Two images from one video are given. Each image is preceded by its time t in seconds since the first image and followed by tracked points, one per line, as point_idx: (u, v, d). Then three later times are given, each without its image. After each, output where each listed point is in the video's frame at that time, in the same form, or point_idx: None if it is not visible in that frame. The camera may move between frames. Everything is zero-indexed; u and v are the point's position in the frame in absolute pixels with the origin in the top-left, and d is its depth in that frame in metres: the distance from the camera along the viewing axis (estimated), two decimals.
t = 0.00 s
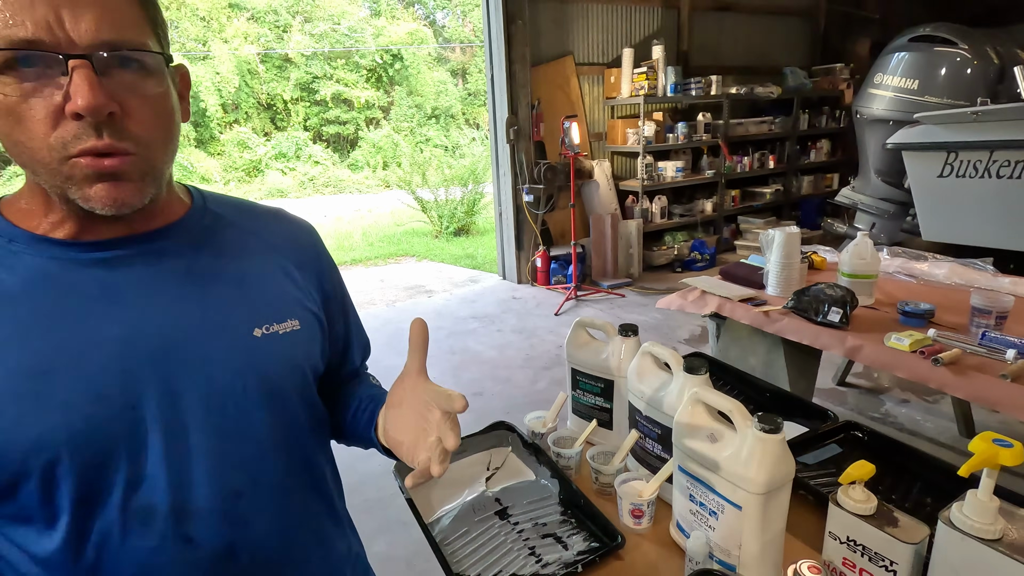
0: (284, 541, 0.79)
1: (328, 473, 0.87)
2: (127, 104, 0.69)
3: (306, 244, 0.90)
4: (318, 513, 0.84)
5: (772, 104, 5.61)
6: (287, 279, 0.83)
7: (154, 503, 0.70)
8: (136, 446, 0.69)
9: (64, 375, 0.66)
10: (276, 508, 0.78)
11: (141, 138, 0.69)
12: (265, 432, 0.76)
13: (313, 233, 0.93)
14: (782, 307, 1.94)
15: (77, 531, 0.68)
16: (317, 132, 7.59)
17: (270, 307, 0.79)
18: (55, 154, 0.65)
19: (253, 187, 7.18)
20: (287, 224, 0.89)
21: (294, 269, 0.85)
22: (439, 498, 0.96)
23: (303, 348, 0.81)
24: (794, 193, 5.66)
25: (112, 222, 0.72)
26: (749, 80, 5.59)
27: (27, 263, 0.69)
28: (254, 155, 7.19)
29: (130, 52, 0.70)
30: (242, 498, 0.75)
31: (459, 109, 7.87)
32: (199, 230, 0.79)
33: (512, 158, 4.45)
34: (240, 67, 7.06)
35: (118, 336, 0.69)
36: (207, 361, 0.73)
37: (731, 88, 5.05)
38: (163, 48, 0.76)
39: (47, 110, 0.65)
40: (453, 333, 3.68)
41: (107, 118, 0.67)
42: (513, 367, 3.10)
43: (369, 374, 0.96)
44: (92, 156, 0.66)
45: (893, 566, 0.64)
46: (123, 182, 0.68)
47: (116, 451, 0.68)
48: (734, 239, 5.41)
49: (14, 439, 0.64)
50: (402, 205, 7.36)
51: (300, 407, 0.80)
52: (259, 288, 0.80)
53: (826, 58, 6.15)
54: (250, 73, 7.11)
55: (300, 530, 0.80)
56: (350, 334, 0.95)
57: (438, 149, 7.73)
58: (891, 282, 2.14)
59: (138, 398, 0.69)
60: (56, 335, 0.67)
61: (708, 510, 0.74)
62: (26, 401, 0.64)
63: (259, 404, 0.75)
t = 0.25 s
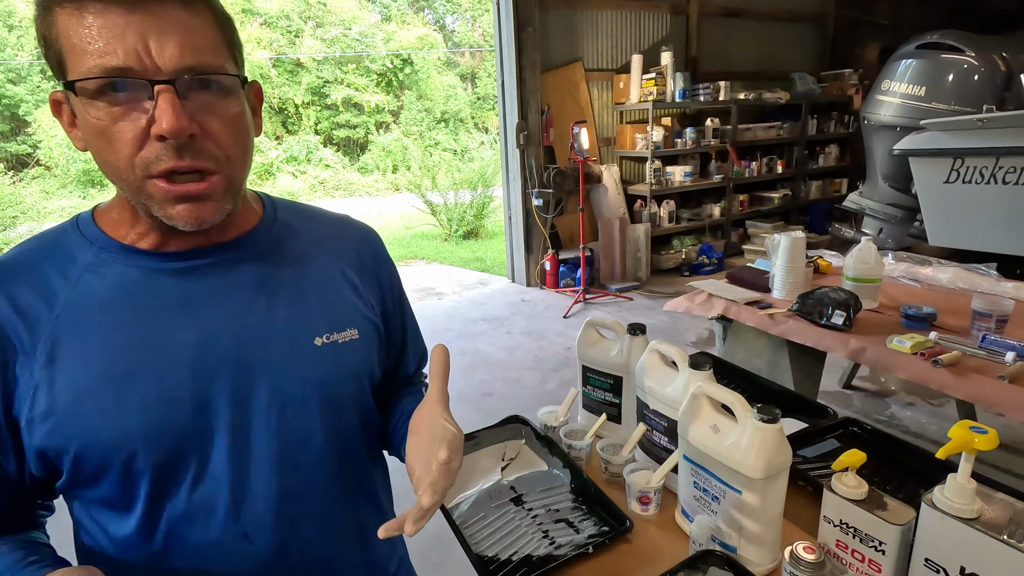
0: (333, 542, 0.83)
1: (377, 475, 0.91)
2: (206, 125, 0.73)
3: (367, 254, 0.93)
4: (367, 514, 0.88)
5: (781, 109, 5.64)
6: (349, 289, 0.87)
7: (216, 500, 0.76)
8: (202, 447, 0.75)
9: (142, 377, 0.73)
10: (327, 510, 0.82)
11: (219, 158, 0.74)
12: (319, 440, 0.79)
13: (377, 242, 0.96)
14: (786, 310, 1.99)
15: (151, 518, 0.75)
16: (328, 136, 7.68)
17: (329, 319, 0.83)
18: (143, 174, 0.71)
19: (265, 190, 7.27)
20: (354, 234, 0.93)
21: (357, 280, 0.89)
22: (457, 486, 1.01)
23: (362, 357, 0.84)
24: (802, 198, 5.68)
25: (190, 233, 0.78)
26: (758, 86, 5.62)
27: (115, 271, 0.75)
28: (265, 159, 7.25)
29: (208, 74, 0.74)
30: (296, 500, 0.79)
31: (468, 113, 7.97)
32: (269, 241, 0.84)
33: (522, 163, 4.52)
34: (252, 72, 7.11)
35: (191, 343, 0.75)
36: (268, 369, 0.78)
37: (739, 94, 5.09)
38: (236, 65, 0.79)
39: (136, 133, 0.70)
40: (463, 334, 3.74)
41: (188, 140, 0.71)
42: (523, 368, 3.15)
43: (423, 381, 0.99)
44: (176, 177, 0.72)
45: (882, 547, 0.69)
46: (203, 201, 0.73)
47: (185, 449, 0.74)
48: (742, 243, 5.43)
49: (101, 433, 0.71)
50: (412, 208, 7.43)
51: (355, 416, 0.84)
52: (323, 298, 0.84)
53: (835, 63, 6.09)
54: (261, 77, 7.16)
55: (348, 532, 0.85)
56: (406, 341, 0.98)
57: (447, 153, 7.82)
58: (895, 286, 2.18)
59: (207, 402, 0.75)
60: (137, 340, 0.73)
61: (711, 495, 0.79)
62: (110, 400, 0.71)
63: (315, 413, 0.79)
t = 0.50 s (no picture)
0: (385, 550, 0.79)
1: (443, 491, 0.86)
2: (313, 131, 0.77)
3: (457, 262, 0.90)
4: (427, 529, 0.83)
5: (788, 113, 5.68)
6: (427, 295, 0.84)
7: (279, 485, 0.76)
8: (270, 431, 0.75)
9: (228, 356, 0.75)
10: (382, 516, 0.79)
11: (319, 163, 0.78)
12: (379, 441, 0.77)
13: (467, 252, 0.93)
14: (792, 310, 2.03)
15: (217, 495, 0.76)
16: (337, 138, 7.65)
17: (405, 319, 0.81)
18: (254, 170, 0.76)
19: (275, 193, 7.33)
20: (444, 243, 0.90)
21: (437, 285, 0.85)
22: (473, 474, 1.07)
23: (433, 364, 0.80)
24: (810, 202, 5.71)
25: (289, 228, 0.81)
26: (765, 91, 5.65)
27: (219, 257, 0.79)
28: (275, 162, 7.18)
29: (323, 84, 0.78)
30: (353, 498, 0.77)
31: (476, 116, 8.03)
32: (360, 241, 0.84)
33: (531, 166, 4.58)
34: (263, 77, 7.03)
35: (273, 327, 0.77)
36: (341, 362, 0.77)
37: (746, 98, 5.12)
38: (349, 78, 0.84)
39: (253, 133, 0.76)
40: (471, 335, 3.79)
41: (296, 144, 0.76)
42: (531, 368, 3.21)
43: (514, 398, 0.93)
44: (280, 176, 0.76)
45: (876, 528, 0.73)
46: (302, 198, 0.77)
47: (255, 432, 0.75)
48: (749, 246, 5.46)
49: (185, 404, 0.73)
50: (421, 211, 7.52)
51: (422, 422, 0.80)
52: (400, 300, 0.82)
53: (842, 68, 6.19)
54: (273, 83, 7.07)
55: (401, 544, 0.80)
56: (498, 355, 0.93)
57: (456, 155, 7.88)
58: (900, 288, 2.21)
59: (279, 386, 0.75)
60: (226, 320, 0.76)
61: (715, 480, 0.84)
62: (197, 374, 0.74)
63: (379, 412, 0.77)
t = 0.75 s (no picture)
0: (438, 534, 0.81)
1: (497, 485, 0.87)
2: (401, 132, 0.80)
3: (531, 263, 0.91)
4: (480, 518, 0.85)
5: (795, 116, 5.70)
6: (498, 292, 0.86)
7: (350, 459, 0.79)
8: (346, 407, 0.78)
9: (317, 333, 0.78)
10: (440, 500, 0.81)
11: (406, 161, 0.81)
12: (444, 428, 0.78)
13: (542, 255, 0.93)
14: (794, 309, 2.06)
15: (292, 467, 0.80)
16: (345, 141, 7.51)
17: (477, 312, 0.83)
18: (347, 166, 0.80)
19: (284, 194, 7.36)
20: (522, 243, 0.92)
21: (509, 282, 0.87)
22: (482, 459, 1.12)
23: (500, 358, 0.82)
24: (816, 204, 5.73)
25: (377, 221, 0.84)
26: (772, 94, 5.67)
27: (314, 242, 0.83)
28: (285, 163, 7.17)
29: (413, 86, 0.81)
30: (415, 479, 0.80)
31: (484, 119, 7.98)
32: (441, 236, 0.86)
33: (538, 167, 4.63)
34: (274, 79, 7.03)
35: (358, 309, 0.80)
36: (415, 349, 0.79)
37: (752, 101, 5.15)
38: (439, 80, 0.86)
39: (346, 132, 0.80)
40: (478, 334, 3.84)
41: (385, 143, 0.79)
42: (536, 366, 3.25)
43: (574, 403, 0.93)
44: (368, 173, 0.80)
45: (863, 506, 0.78)
46: (388, 192, 0.80)
47: (334, 407, 0.78)
48: (755, 248, 5.48)
49: (277, 374, 0.77)
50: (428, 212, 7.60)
51: (486, 414, 0.82)
52: (473, 294, 0.84)
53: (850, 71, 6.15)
54: (283, 84, 7.07)
55: (453, 528, 0.82)
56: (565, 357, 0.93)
57: (463, 157, 7.94)
58: (902, 288, 2.25)
59: (359, 365, 0.78)
60: (316, 301, 0.80)
61: (713, 463, 0.89)
62: (289, 348, 0.78)
63: (446, 399, 0.79)
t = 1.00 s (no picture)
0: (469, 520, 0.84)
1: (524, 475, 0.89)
2: (458, 136, 0.81)
3: (561, 263, 0.94)
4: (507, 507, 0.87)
5: (801, 119, 5.72)
6: (533, 291, 0.87)
7: (388, 448, 0.80)
8: (388, 397, 0.79)
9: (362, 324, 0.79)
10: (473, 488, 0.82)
11: (460, 165, 0.82)
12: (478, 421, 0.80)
13: (572, 255, 0.96)
14: (795, 309, 2.10)
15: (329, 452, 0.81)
16: (354, 143, 7.58)
17: (515, 309, 0.84)
18: (403, 165, 0.81)
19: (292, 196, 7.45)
20: (554, 246, 0.94)
21: (541, 282, 0.89)
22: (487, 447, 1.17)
23: (532, 355, 0.84)
24: (822, 207, 5.74)
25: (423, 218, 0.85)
26: (778, 97, 5.70)
27: (360, 235, 0.84)
28: (293, 165, 7.26)
29: (473, 92, 0.82)
30: (449, 468, 0.81)
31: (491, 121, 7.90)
32: (481, 234, 0.87)
33: (544, 169, 4.68)
34: (283, 81, 7.12)
35: (402, 302, 0.81)
36: (456, 343, 0.80)
37: (759, 104, 5.17)
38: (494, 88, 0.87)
39: (404, 132, 0.80)
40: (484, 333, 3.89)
41: (443, 146, 0.80)
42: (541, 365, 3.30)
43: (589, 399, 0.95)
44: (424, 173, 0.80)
45: (852, 490, 0.81)
46: (441, 193, 0.80)
47: (375, 396, 0.79)
48: (761, 251, 5.49)
49: (321, 363, 0.78)
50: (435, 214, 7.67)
51: (518, 408, 0.83)
52: (511, 292, 0.85)
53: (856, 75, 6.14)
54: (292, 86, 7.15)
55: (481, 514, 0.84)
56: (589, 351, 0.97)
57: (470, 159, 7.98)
58: (903, 289, 2.27)
59: (402, 357, 0.79)
60: (364, 292, 0.81)
61: (708, 450, 0.93)
62: (335, 338, 0.78)
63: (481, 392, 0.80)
